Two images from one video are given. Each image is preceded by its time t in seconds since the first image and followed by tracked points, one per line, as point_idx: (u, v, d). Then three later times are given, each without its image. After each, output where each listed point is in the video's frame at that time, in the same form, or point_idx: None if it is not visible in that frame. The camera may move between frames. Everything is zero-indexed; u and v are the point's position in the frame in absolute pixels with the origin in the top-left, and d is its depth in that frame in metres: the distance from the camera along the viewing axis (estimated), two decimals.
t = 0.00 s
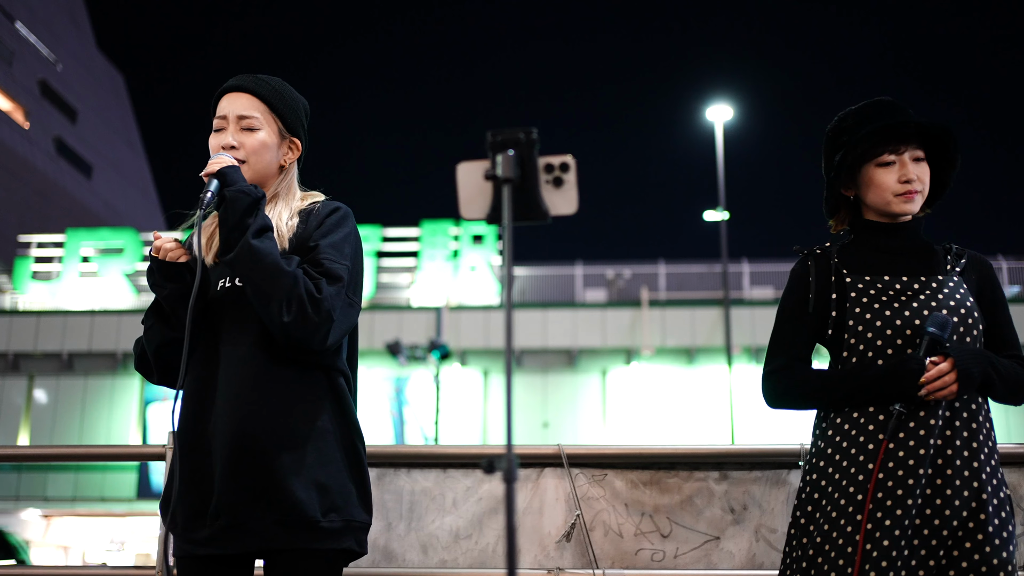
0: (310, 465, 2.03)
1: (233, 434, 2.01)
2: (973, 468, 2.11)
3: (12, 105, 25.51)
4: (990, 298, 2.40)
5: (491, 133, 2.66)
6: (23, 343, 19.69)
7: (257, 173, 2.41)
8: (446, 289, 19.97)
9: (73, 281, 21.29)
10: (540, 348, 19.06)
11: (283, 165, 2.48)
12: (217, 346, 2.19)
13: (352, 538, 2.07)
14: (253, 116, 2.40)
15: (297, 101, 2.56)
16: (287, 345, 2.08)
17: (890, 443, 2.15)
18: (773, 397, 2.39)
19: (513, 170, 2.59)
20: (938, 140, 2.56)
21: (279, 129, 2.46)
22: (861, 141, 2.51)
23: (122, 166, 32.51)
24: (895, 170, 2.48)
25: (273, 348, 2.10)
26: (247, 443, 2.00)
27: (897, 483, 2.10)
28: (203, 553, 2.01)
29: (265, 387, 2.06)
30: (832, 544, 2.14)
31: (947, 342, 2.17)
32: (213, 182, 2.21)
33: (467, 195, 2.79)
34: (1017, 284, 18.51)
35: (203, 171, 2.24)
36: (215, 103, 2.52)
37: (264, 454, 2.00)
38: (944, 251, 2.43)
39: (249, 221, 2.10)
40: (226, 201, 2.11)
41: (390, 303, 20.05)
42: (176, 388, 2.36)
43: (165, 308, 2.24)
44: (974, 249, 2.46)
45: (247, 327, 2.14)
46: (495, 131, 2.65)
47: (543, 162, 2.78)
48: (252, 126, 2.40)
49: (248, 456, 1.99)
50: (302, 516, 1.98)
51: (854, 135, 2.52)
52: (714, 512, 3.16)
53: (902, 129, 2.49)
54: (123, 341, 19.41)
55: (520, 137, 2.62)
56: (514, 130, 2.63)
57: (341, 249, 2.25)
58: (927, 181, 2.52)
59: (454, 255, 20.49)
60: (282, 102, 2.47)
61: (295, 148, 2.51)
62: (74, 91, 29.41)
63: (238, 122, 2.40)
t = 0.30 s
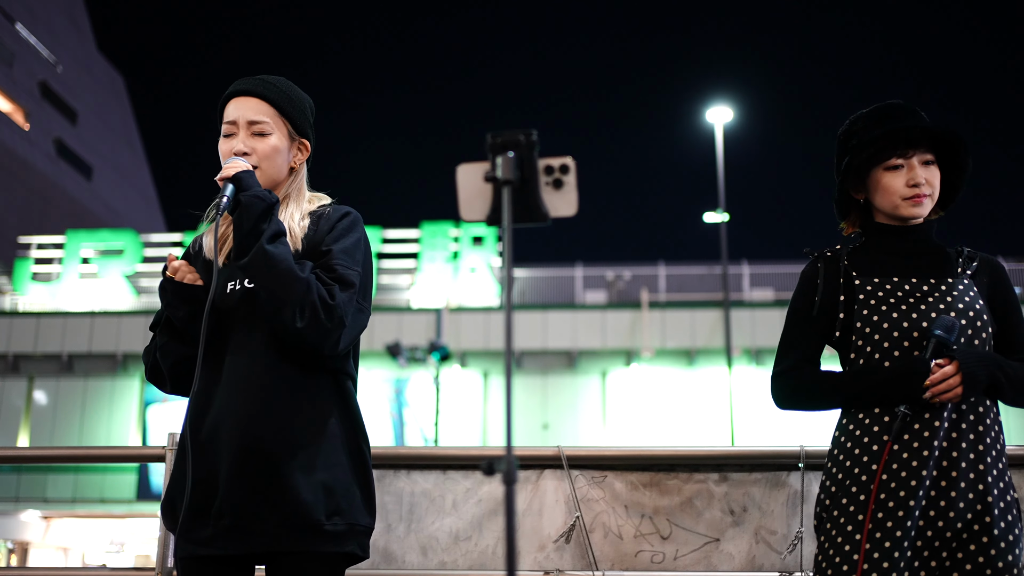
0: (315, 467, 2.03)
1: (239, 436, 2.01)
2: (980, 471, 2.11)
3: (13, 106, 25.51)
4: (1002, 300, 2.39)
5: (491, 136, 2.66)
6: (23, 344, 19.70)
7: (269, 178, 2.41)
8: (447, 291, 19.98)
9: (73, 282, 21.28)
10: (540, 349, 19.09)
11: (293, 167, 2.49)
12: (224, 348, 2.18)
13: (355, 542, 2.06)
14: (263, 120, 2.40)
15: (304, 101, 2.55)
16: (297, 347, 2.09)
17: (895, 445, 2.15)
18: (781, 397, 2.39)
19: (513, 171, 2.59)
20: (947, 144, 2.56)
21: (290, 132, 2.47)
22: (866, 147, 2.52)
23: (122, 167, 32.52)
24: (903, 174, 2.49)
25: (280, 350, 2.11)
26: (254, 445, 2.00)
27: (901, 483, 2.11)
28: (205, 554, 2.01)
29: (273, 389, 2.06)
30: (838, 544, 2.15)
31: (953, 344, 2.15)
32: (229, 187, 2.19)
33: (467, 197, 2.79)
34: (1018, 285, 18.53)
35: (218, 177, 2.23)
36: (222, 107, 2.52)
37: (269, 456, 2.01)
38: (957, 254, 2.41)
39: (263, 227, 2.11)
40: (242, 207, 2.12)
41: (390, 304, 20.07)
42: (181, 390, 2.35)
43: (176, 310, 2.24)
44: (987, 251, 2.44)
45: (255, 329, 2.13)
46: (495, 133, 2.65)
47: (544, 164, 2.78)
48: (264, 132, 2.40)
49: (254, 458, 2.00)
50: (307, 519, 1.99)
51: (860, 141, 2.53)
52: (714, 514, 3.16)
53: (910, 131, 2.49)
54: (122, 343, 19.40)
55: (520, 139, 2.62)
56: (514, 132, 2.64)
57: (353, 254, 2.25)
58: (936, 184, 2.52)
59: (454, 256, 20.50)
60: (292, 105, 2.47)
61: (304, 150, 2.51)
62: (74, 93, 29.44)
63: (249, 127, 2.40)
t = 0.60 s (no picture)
0: (319, 468, 2.04)
1: (243, 437, 2.00)
2: (980, 473, 2.10)
3: (13, 106, 25.55)
4: (1010, 304, 2.39)
5: (491, 137, 2.66)
6: (23, 344, 19.70)
7: (280, 181, 2.42)
8: (446, 292, 19.97)
9: (73, 283, 21.30)
10: (539, 351, 19.10)
11: (304, 170, 2.50)
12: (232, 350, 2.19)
13: (358, 544, 2.07)
14: (276, 122, 2.41)
15: (313, 102, 2.55)
16: (304, 349, 2.09)
17: (894, 446, 2.16)
18: (787, 399, 2.39)
19: (512, 172, 2.59)
20: (954, 147, 2.54)
21: (301, 134, 2.48)
22: (866, 152, 2.53)
23: (122, 168, 32.52)
24: (907, 176, 2.48)
25: (284, 351, 2.10)
26: (257, 445, 2.00)
27: (901, 484, 2.11)
28: (206, 555, 2.01)
29: (277, 389, 2.06)
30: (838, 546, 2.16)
31: (952, 346, 2.14)
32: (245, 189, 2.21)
33: (467, 198, 2.79)
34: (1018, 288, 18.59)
35: (234, 178, 2.23)
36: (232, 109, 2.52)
37: (272, 457, 2.00)
38: (966, 256, 2.40)
39: (278, 231, 2.11)
40: (258, 209, 2.12)
41: (390, 305, 20.06)
42: (185, 390, 2.34)
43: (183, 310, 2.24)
44: (996, 253, 2.43)
45: (263, 329, 2.13)
46: (495, 134, 2.66)
47: (543, 165, 2.78)
48: (277, 134, 2.40)
49: (257, 458, 1.99)
50: (311, 520, 1.99)
51: (860, 145, 2.54)
52: (713, 516, 3.16)
53: (913, 133, 2.48)
54: (122, 344, 19.39)
55: (519, 140, 2.63)
56: (514, 133, 2.64)
57: (364, 258, 2.28)
58: (942, 186, 2.51)
59: (454, 257, 20.52)
60: (303, 105, 2.48)
61: (314, 152, 2.52)
62: (74, 94, 29.44)
63: (262, 129, 2.40)
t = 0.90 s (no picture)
0: (325, 471, 2.04)
1: (249, 438, 2.01)
2: (980, 474, 2.10)
3: (12, 107, 25.55)
4: (1012, 308, 2.39)
5: (492, 138, 2.67)
6: (23, 345, 19.69)
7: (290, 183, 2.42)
8: (446, 293, 19.95)
9: (73, 283, 21.29)
10: (539, 351, 19.10)
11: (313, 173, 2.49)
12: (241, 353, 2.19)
13: (364, 546, 2.07)
14: (290, 123, 2.41)
15: (326, 106, 2.56)
16: (314, 351, 2.10)
17: (893, 447, 2.16)
18: (788, 401, 2.39)
19: (513, 173, 2.59)
20: (955, 148, 2.53)
21: (313, 137, 2.48)
22: (864, 152, 2.54)
23: (122, 168, 32.51)
24: (907, 177, 2.48)
25: (293, 353, 2.11)
26: (265, 447, 2.00)
27: (903, 485, 2.11)
28: (211, 557, 2.01)
29: (283, 392, 2.06)
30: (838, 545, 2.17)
31: (952, 347, 2.14)
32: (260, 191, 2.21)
33: (466, 199, 2.79)
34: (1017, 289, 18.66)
35: (250, 181, 2.24)
36: (244, 109, 2.52)
37: (281, 459, 2.01)
38: (967, 258, 2.39)
39: (293, 234, 2.11)
40: (274, 213, 2.12)
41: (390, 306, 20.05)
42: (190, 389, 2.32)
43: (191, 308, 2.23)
44: (997, 256, 2.43)
45: (275, 331, 2.14)
46: (495, 135, 2.66)
47: (543, 166, 2.78)
48: (290, 136, 2.40)
49: (264, 460, 2.00)
50: (317, 522, 1.99)
51: (858, 148, 2.54)
52: (713, 517, 3.16)
53: (914, 134, 2.48)
54: (122, 345, 19.39)
55: (520, 142, 2.62)
56: (514, 134, 2.64)
57: (375, 263, 2.30)
58: (943, 188, 2.50)
59: (454, 258, 20.53)
60: (317, 107, 2.48)
61: (325, 155, 2.52)
62: (74, 94, 29.43)
63: (276, 130, 2.40)
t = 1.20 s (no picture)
0: (331, 473, 2.04)
1: (255, 439, 2.01)
2: (968, 475, 2.09)
3: (13, 108, 25.58)
4: (1005, 308, 2.39)
5: (491, 138, 2.66)
6: (22, 345, 19.68)
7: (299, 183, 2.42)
8: (446, 294, 19.93)
9: (72, 283, 21.29)
10: (539, 352, 19.10)
11: (322, 174, 2.49)
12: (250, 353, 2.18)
13: (368, 548, 2.08)
14: (301, 122, 2.41)
15: (342, 109, 2.57)
16: (321, 354, 2.11)
17: (880, 447, 2.17)
18: (778, 400, 2.42)
19: (512, 174, 2.59)
20: (943, 148, 2.52)
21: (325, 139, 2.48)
22: (851, 151, 2.57)
23: (122, 167, 32.51)
24: (894, 176, 2.48)
25: (300, 354, 2.12)
26: (271, 448, 2.00)
27: (892, 483, 2.12)
28: (213, 558, 2.00)
29: (288, 394, 2.06)
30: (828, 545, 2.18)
31: (938, 348, 2.15)
32: (274, 192, 2.21)
33: (467, 200, 2.79)
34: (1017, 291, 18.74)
35: (262, 180, 2.23)
36: (257, 109, 2.54)
37: (287, 461, 2.01)
38: (957, 258, 2.39)
39: (305, 236, 2.12)
40: (288, 215, 2.12)
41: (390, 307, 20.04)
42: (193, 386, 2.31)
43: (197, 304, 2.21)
44: (988, 254, 2.43)
45: (285, 332, 2.15)
46: (495, 135, 2.66)
47: (543, 167, 2.79)
48: (300, 134, 2.41)
49: (271, 462, 2.00)
50: (321, 523, 1.99)
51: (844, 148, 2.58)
52: (712, 518, 3.16)
53: (899, 133, 2.49)
54: (121, 345, 19.38)
55: (520, 142, 2.62)
56: (514, 134, 2.64)
57: (383, 265, 2.32)
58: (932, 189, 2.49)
59: (454, 259, 20.54)
60: (328, 107, 2.48)
61: (335, 158, 2.53)
62: (73, 94, 29.44)
63: (288, 127, 2.40)
